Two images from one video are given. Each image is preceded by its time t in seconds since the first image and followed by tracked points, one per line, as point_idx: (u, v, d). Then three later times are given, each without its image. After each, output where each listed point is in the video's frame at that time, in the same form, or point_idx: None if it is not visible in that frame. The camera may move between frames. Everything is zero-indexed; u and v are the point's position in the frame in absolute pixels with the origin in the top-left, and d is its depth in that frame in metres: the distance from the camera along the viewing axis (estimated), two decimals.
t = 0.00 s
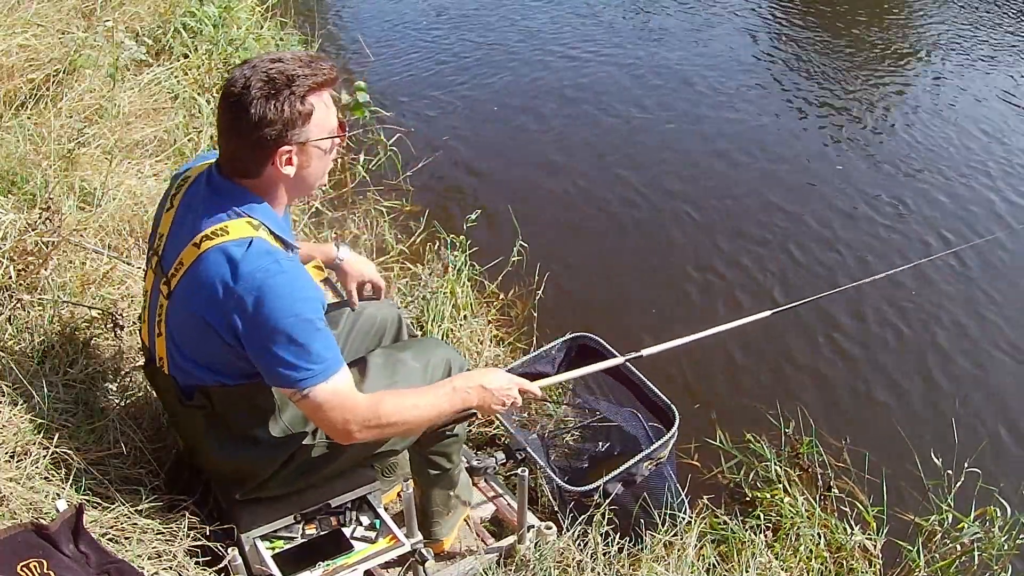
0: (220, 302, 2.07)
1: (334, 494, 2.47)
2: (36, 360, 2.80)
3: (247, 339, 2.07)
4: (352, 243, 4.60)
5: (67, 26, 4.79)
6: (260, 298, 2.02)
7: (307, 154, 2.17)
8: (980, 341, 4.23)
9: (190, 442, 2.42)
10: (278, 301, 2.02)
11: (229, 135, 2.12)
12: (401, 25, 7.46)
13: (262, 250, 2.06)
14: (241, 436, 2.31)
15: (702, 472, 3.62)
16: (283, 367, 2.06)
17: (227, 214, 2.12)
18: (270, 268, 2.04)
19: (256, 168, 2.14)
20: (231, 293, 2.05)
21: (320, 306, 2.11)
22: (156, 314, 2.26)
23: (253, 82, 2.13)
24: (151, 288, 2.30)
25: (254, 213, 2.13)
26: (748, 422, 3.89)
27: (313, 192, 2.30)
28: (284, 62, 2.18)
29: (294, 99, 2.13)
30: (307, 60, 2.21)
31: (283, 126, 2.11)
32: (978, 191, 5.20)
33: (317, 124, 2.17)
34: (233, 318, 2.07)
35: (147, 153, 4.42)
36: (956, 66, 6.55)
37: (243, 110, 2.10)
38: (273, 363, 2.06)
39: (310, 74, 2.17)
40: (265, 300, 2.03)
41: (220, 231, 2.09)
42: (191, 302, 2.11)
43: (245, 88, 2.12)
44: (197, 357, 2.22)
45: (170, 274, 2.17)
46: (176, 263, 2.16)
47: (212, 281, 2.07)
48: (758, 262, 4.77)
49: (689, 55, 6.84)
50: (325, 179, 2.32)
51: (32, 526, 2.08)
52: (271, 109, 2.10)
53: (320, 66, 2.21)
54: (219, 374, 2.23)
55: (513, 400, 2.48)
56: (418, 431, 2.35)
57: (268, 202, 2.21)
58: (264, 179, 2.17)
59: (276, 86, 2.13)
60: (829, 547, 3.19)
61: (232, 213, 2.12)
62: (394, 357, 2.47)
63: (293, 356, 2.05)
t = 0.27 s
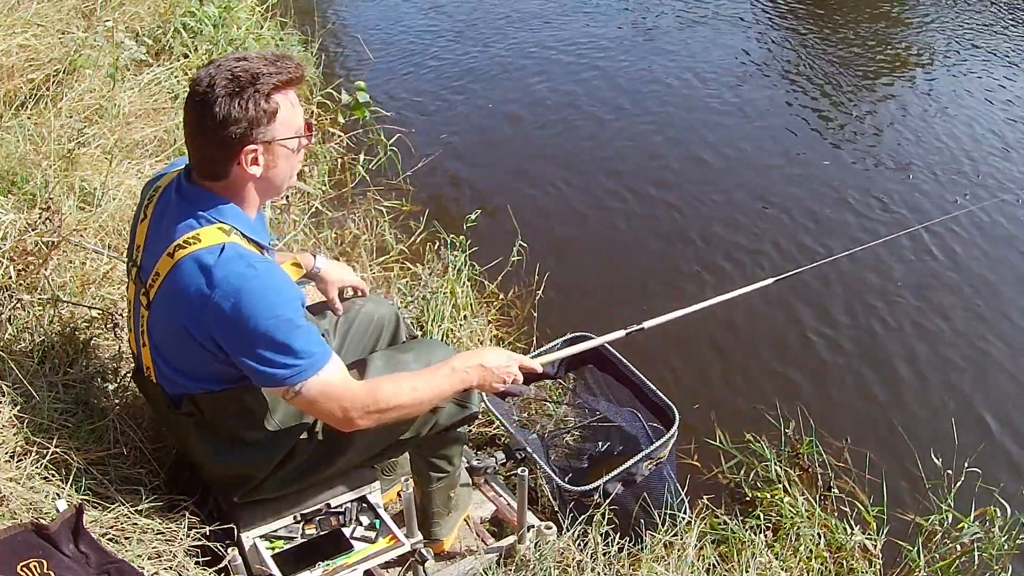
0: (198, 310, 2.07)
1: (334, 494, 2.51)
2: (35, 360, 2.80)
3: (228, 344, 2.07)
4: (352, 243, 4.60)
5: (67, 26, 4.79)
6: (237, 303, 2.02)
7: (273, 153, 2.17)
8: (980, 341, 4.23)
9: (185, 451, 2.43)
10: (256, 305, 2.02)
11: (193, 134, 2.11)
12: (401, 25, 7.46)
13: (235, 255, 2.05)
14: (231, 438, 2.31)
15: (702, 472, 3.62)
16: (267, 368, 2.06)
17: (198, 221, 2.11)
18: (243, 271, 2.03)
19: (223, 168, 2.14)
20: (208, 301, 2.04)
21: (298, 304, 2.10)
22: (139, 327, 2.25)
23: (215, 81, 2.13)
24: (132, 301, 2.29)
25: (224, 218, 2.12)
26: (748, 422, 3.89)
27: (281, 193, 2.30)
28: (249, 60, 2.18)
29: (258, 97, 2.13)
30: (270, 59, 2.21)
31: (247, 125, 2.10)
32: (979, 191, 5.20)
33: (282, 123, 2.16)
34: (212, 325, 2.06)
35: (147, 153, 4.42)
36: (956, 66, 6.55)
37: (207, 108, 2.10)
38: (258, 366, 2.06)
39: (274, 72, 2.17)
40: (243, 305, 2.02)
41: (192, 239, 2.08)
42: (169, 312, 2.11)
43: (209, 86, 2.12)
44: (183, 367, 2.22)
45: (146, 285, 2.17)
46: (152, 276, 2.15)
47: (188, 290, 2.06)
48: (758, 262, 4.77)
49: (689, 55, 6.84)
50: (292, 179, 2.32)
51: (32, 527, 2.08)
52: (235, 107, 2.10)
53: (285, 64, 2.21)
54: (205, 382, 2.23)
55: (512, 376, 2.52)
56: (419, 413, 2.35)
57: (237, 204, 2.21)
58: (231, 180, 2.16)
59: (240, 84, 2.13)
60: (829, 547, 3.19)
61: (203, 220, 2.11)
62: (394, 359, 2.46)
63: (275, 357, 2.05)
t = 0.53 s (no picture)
0: (200, 315, 2.07)
1: (333, 494, 2.49)
2: (36, 360, 2.80)
3: (232, 347, 2.08)
4: (352, 243, 4.60)
5: (67, 26, 4.79)
6: (241, 307, 2.03)
7: (274, 162, 2.17)
8: (980, 341, 4.23)
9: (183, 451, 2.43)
10: (260, 309, 2.03)
11: (195, 138, 2.11)
12: (401, 25, 7.46)
13: (236, 260, 2.05)
14: (231, 438, 2.32)
15: (702, 472, 3.62)
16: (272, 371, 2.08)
17: (199, 227, 2.11)
18: (246, 276, 2.04)
19: (223, 175, 2.14)
20: (211, 306, 2.05)
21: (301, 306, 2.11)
22: (139, 331, 2.25)
23: (220, 86, 2.13)
24: (131, 305, 2.29)
25: (224, 224, 2.12)
26: (748, 422, 3.89)
27: (282, 201, 2.30)
28: (255, 67, 2.18)
29: (261, 105, 2.12)
30: (278, 67, 2.20)
31: (249, 133, 2.10)
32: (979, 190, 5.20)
33: (284, 132, 2.16)
34: (215, 329, 2.07)
35: (148, 153, 4.42)
36: (956, 65, 6.55)
37: (210, 114, 2.10)
38: (264, 365, 2.08)
39: (280, 80, 2.16)
40: (246, 310, 2.03)
41: (193, 245, 2.08)
42: (170, 317, 2.11)
43: (213, 92, 2.12)
44: (183, 371, 2.22)
45: (146, 290, 2.17)
46: (152, 281, 2.15)
47: (190, 295, 2.06)
48: (758, 262, 4.77)
49: (689, 55, 6.83)
50: (295, 187, 2.31)
51: (32, 526, 2.08)
52: (237, 115, 2.10)
53: (291, 73, 2.20)
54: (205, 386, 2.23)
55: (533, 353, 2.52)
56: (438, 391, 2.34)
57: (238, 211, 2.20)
58: (232, 187, 2.16)
59: (244, 91, 2.13)
60: (829, 547, 3.19)
61: (203, 226, 2.11)
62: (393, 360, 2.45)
63: (281, 359, 2.07)
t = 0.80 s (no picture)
0: (205, 320, 2.07)
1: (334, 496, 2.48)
2: (36, 360, 2.80)
3: (236, 355, 2.08)
4: (352, 243, 4.60)
5: (67, 26, 4.79)
6: (246, 316, 2.03)
7: (289, 172, 2.17)
8: (981, 340, 4.23)
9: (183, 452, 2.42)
10: (266, 319, 2.03)
11: (213, 142, 2.11)
12: (401, 24, 7.46)
13: (245, 269, 2.05)
14: (231, 439, 2.32)
15: (702, 472, 3.62)
16: (275, 381, 2.08)
17: (208, 233, 2.11)
18: (254, 286, 2.04)
19: (237, 181, 2.13)
20: (217, 312, 2.05)
21: (306, 319, 2.11)
22: (142, 330, 2.25)
23: (243, 93, 2.13)
24: (135, 304, 2.29)
25: (234, 231, 2.12)
26: (748, 422, 3.89)
27: (294, 210, 2.30)
28: (278, 76, 2.18)
29: (282, 115, 2.12)
30: (301, 78, 2.20)
31: (267, 141, 2.10)
32: (979, 190, 5.20)
33: (302, 144, 2.16)
34: (220, 336, 2.07)
35: (147, 153, 4.42)
36: (955, 65, 6.55)
37: (230, 120, 2.10)
38: (266, 375, 2.08)
39: (302, 92, 2.16)
40: (252, 319, 2.03)
41: (201, 250, 2.08)
42: (175, 320, 2.11)
43: (234, 97, 2.12)
44: (185, 373, 2.22)
45: (151, 291, 2.17)
46: (158, 283, 2.15)
47: (196, 301, 2.06)
48: (758, 262, 4.77)
49: (689, 55, 6.83)
50: (306, 198, 2.31)
51: (32, 527, 2.08)
52: (256, 123, 2.10)
53: (313, 85, 2.20)
54: (206, 389, 2.23)
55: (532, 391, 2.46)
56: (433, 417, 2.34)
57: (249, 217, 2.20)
58: (244, 194, 2.16)
59: (265, 99, 2.12)
60: (829, 547, 3.19)
61: (213, 232, 2.11)
62: (394, 359, 2.47)
63: (283, 370, 2.07)
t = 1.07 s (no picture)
0: (208, 322, 2.07)
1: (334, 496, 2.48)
2: (36, 360, 2.80)
3: (238, 358, 2.08)
4: (352, 243, 4.60)
5: (67, 26, 4.79)
6: (249, 318, 2.03)
7: (296, 175, 2.16)
8: (981, 340, 4.23)
9: (184, 452, 2.43)
10: (268, 323, 2.03)
11: (222, 143, 2.11)
12: (401, 25, 7.46)
13: (249, 271, 2.05)
14: (231, 440, 2.31)
15: (702, 472, 3.62)
16: (276, 385, 2.08)
17: (212, 234, 2.11)
18: (257, 288, 2.04)
19: (244, 183, 2.13)
20: (219, 314, 2.05)
21: (308, 323, 2.11)
22: (144, 330, 2.25)
23: (254, 94, 2.13)
24: (138, 303, 2.29)
25: (239, 232, 2.12)
26: (748, 422, 3.89)
27: (300, 213, 2.29)
28: (288, 78, 2.18)
29: (291, 117, 2.12)
30: (312, 81, 2.20)
31: (276, 143, 2.10)
32: (979, 190, 5.20)
33: (310, 147, 2.15)
34: (222, 338, 2.07)
35: (147, 153, 4.42)
36: (955, 65, 6.55)
37: (240, 121, 2.10)
38: (266, 379, 2.08)
39: (311, 95, 2.16)
40: (255, 322, 2.03)
41: (205, 251, 2.08)
42: (178, 321, 2.11)
43: (244, 99, 2.12)
44: (186, 374, 2.22)
45: (154, 291, 2.17)
46: (161, 283, 2.15)
47: (199, 302, 2.06)
48: (759, 262, 4.77)
49: (689, 55, 6.83)
50: (311, 202, 2.31)
51: (32, 526, 2.08)
52: (266, 125, 2.09)
53: (322, 88, 2.20)
54: (208, 390, 2.23)
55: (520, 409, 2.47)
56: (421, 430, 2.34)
57: (254, 220, 2.20)
58: (251, 195, 2.16)
59: (275, 101, 2.12)
60: (829, 547, 3.19)
61: (217, 233, 2.11)
62: (394, 359, 2.47)
63: (284, 374, 2.07)
